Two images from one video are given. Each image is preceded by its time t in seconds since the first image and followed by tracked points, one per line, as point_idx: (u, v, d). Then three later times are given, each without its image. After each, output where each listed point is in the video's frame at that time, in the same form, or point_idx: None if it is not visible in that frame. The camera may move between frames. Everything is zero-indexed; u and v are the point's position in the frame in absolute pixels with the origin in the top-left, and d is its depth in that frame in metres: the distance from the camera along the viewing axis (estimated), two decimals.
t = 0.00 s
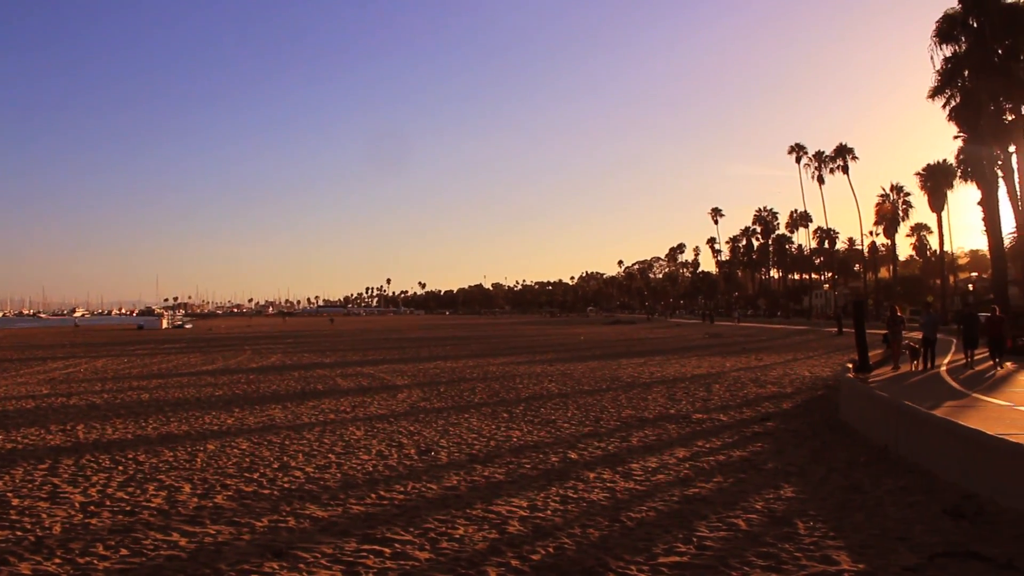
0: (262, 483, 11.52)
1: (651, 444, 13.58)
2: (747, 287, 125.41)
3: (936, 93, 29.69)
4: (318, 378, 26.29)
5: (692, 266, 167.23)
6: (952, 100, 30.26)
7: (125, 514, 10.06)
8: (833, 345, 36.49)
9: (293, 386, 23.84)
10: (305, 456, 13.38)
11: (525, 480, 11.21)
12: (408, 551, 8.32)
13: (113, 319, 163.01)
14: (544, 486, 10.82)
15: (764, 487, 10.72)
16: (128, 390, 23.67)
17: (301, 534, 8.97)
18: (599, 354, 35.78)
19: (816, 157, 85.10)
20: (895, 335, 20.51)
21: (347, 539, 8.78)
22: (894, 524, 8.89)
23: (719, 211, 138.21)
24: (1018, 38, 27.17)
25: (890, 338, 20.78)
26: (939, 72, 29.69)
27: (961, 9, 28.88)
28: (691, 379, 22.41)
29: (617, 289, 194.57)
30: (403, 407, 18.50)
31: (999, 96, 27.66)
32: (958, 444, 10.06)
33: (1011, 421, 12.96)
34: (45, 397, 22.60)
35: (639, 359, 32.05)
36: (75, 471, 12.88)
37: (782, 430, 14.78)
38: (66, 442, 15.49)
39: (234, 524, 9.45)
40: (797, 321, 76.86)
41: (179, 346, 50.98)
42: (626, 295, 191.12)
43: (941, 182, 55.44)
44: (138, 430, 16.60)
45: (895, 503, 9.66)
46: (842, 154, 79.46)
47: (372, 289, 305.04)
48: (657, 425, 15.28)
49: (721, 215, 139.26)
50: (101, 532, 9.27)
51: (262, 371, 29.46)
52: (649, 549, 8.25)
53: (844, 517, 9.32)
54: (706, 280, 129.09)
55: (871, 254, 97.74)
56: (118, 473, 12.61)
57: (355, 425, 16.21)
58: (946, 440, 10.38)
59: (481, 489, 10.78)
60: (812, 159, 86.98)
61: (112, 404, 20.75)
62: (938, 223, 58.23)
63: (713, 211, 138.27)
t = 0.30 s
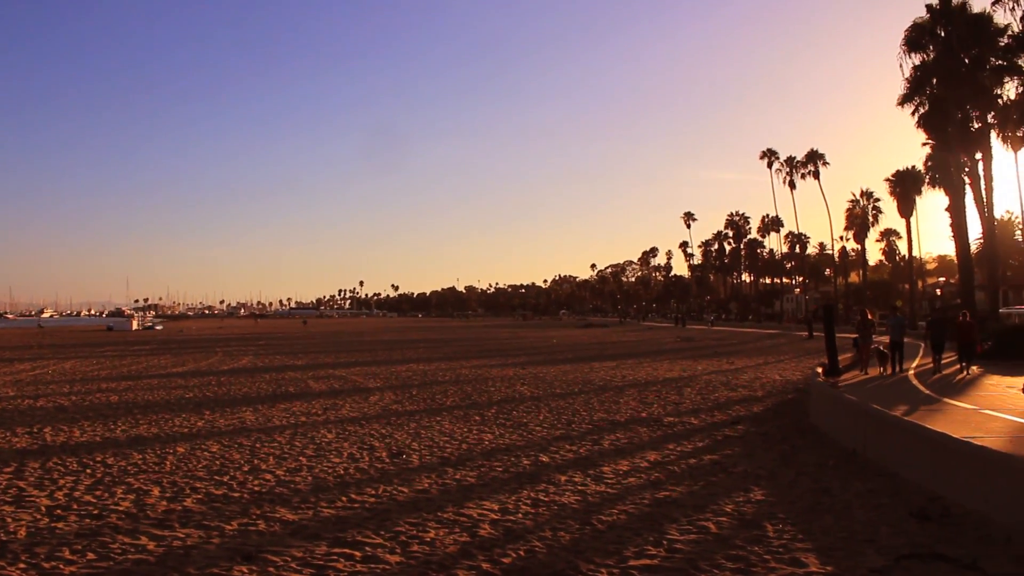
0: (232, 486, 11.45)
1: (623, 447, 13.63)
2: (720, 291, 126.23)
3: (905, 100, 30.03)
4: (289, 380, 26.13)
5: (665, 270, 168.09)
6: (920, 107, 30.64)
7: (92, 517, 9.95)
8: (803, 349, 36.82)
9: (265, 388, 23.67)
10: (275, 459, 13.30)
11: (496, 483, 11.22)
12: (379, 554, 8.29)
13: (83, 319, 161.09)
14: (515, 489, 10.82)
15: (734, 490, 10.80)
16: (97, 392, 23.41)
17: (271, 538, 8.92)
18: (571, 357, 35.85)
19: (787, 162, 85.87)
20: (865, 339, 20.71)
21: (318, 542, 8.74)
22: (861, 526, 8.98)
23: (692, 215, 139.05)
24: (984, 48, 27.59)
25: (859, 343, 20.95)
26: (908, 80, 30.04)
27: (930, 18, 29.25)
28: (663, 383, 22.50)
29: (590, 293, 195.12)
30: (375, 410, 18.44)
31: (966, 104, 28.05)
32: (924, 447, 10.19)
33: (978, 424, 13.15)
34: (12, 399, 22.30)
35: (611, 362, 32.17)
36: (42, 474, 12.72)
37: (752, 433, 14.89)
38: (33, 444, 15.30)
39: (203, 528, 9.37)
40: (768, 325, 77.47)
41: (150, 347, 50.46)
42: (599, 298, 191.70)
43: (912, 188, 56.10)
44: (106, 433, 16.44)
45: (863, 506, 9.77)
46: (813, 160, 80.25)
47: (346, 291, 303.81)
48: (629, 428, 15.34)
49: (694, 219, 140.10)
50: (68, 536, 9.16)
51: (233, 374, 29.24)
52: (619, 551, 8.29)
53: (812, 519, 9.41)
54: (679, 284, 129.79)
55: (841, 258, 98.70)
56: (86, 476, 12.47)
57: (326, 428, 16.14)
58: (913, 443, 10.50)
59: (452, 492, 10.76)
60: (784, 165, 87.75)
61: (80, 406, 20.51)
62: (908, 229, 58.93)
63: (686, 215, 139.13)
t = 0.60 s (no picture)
0: (201, 490, 11.36)
1: (593, 450, 13.67)
2: (692, 295, 126.98)
3: (875, 107, 30.38)
4: (259, 383, 25.95)
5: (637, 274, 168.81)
6: (890, 115, 31.01)
7: (58, 522, 9.83)
8: (773, 353, 37.08)
9: (235, 391, 23.49)
10: (245, 462, 13.21)
11: (467, 486, 11.21)
12: (349, 558, 8.26)
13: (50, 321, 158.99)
14: (486, 493, 10.82)
15: (703, 493, 10.88)
16: (63, 395, 23.11)
17: (240, 542, 8.86)
18: (543, 360, 35.89)
19: (759, 167, 86.53)
20: (834, 344, 20.94)
21: (287, 546, 8.70)
22: (828, 529, 9.07)
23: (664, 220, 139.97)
24: (950, 57, 27.99)
25: (828, 347, 21.16)
26: (878, 88, 30.39)
27: (899, 27, 29.62)
28: (634, 386, 22.60)
29: (563, 297, 195.48)
30: (346, 413, 18.36)
31: (934, 112, 28.42)
32: (892, 450, 10.31)
33: (943, 427, 13.34)
34: None
35: (583, 365, 32.26)
36: (6, 478, 12.54)
37: (723, 436, 14.99)
38: None
39: (172, 532, 9.29)
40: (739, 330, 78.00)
41: (118, 349, 49.85)
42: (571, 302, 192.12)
43: (881, 194, 56.76)
44: (73, 436, 16.23)
45: (831, 508, 9.88)
46: (784, 165, 80.93)
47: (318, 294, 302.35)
48: (600, 432, 15.38)
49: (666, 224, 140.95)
50: (33, 541, 9.05)
51: (202, 376, 28.96)
52: (589, 555, 8.32)
53: (781, 522, 9.50)
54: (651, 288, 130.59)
55: (811, 263, 99.65)
56: (52, 480, 12.31)
57: (296, 431, 16.05)
58: (881, 446, 10.62)
59: (423, 495, 10.75)
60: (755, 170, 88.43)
61: (46, 409, 20.23)
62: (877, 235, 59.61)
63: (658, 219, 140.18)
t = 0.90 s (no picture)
0: (173, 493, 11.27)
1: (567, 453, 13.71)
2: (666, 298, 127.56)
3: (847, 113, 30.69)
4: (232, 385, 25.79)
5: (612, 277, 169.35)
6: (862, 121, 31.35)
7: (26, 526, 9.71)
8: (745, 356, 37.34)
9: (207, 393, 23.33)
10: (218, 465, 13.12)
11: (441, 489, 11.21)
12: (322, 561, 8.23)
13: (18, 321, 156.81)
14: (460, 496, 10.83)
15: (676, 496, 10.94)
16: (31, 398, 22.78)
17: (212, 545, 8.81)
18: (518, 363, 35.88)
19: (733, 172, 87.13)
20: (805, 348, 21.09)
21: (261, 549, 8.65)
22: (800, 531, 9.17)
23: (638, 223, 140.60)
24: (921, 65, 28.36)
25: (799, 350, 21.35)
26: (850, 94, 30.70)
27: (870, 34, 29.97)
28: (608, 389, 22.68)
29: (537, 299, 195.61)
30: (319, 416, 18.26)
31: (904, 119, 28.78)
32: (862, 452, 10.43)
33: (913, 430, 13.52)
34: None
35: (557, 368, 32.26)
36: None
37: (696, 439, 15.08)
38: None
39: (143, 536, 9.21)
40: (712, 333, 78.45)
41: (87, 351, 49.15)
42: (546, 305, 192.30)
43: (852, 199, 57.34)
44: (41, 439, 16.02)
45: (802, 511, 9.98)
46: (758, 170, 81.55)
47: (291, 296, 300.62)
48: (574, 435, 15.43)
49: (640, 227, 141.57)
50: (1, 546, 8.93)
51: (173, 379, 28.67)
52: (563, 557, 8.35)
53: (753, 524, 9.59)
54: (626, 291, 131.07)
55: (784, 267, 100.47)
56: (21, 484, 12.15)
57: (269, 434, 15.96)
58: (851, 449, 10.76)
59: (397, 498, 10.73)
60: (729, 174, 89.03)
61: (14, 412, 19.94)
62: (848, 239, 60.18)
63: (633, 223, 140.79)
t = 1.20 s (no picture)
0: (150, 496, 11.20)
1: (546, 455, 13.75)
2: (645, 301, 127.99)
3: (825, 117, 30.92)
4: (210, 387, 25.66)
5: (591, 280, 169.75)
6: (840, 125, 31.60)
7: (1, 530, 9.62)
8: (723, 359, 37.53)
9: (185, 395, 23.19)
10: (195, 468, 13.05)
11: (420, 491, 11.21)
12: (301, 564, 8.22)
13: None
14: (438, 498, 10.83)
15: (655, 498, 10.99)
16: (6, 399, 22.57)
17: (190, 548, 8.77)
18: (497, 365, 35.91)
19: (712, 175, 87.59)
20: (783, 351, 21.20)
21: (238, 552, 8.62)
22: (778, 533, 9.24)
23: (618, 226, 141.11)
24: (897, 70, 28.58)
25: (777, 353, 21.40)
26: (828, 98, 30.95)
27: (848, 39, 30.22)
28: (587, 391, 22.75)
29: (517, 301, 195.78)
30: (298, 418, 18.21)
31: (882, 124, 29.02)
32: (839, 455, 10.53)
33: (889, 433, 13.66)
34: None
35: (537, 370, 32.32)
36: None
37: (674, 441, 15.16)
38: None
39: (120, 539, 9.15)
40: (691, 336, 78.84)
41: (64, 351, 48.75)
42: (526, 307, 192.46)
43: (831, 203, 57.79)
44: (17, 441, 15.87)
45: (780, 513, 10.06)
46: (737, 173, 82.07)
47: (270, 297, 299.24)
48: (553, 437, 15.47)
49: (620, 230, 142.04)
50: None
51: (151, 380, 28.50)
52: (541, 560, 8.37)
53: (731, 527, 9.65)
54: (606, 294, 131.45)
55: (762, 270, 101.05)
56: None
57: (248, 436, 15.90)
58: (828, 452, 10.86)
59: (376, 501, 10.72)
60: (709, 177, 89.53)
61: None
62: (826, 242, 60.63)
63: (613, 226, 141.27)
